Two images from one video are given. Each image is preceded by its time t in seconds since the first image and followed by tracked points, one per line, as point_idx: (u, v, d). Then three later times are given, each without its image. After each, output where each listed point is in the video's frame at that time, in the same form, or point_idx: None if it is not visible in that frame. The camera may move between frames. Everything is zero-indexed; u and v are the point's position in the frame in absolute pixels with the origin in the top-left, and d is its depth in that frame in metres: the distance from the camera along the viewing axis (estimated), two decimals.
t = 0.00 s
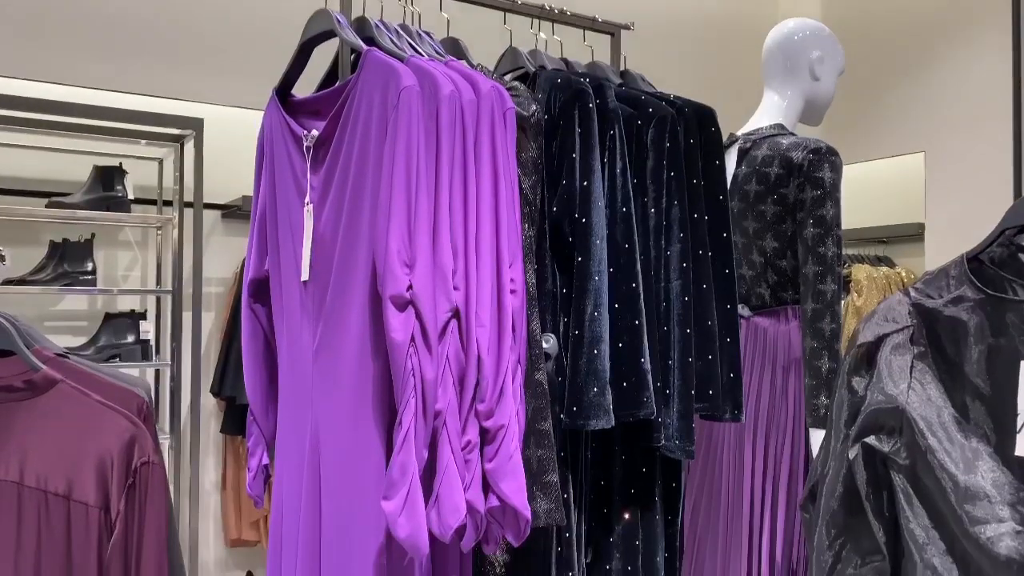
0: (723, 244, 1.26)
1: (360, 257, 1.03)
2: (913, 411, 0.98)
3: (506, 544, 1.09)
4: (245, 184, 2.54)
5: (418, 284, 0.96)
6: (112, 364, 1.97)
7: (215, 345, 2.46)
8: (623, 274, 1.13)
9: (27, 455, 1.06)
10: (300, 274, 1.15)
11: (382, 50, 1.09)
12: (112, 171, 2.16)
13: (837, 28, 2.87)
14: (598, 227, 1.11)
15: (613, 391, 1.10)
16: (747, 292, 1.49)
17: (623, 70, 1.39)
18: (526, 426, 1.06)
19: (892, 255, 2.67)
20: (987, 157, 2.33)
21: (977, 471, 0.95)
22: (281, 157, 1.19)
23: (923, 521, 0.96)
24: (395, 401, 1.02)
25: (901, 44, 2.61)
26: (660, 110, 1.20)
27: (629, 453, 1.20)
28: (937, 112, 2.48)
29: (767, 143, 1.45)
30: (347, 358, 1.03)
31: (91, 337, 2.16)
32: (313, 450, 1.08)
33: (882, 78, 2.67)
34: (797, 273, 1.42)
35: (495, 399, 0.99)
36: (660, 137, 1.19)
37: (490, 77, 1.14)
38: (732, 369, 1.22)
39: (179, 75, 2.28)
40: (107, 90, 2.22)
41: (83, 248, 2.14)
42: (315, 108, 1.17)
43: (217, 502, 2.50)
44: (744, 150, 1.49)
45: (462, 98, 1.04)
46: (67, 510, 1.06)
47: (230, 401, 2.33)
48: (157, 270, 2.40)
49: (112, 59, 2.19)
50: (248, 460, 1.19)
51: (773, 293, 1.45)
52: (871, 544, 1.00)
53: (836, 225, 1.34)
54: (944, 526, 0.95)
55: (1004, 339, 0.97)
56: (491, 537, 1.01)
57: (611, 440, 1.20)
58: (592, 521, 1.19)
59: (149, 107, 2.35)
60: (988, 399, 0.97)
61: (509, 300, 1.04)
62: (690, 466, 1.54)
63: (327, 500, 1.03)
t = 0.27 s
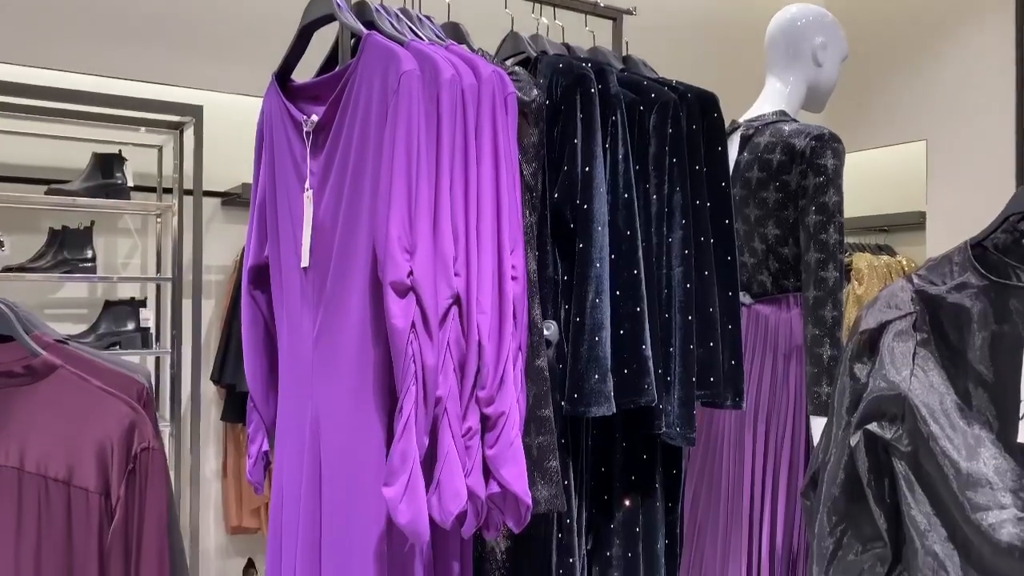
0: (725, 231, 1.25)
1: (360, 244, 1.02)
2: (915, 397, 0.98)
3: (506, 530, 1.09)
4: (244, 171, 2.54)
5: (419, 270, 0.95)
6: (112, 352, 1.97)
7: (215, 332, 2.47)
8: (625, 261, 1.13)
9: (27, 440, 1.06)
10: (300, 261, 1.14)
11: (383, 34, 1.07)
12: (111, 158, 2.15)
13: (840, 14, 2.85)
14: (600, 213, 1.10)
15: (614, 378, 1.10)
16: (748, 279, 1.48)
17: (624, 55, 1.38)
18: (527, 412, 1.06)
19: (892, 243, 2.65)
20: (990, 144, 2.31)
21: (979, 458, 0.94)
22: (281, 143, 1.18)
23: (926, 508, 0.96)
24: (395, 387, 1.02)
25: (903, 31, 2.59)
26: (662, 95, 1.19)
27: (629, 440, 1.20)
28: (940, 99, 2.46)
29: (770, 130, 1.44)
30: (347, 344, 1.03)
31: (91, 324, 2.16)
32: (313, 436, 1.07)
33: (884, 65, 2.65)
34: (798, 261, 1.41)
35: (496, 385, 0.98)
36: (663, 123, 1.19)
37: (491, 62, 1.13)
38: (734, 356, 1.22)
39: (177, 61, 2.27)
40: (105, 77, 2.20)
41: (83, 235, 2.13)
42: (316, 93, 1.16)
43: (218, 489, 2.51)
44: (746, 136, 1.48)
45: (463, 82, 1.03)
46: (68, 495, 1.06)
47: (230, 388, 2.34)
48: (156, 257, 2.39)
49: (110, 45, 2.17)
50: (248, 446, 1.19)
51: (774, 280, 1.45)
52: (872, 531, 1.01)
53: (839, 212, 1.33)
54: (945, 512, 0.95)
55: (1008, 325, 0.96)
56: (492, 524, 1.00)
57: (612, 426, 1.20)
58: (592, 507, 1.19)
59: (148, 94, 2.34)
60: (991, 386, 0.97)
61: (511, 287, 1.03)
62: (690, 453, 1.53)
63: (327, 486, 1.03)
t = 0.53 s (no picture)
0: (728, 215, 1.25)
1: (361, 227, 1.02)
2: (918, 381, 0.98)
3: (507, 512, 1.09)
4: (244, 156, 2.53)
5: (420, 253, 0.95)
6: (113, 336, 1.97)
7: (216, 317, 2.47)
8: (627, 244, 1.12)
9: (29, 423, 1.06)
10: (301, 245, 1.14)
11: (383, 15, 1.07)
12: (111, 142, 2.14)
13: None
14: (602, 197, 1.10)
15: (616, 361, 1.10)
16: (750, 264, 1.48)
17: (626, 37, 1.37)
18: (529, 396, 1.06)
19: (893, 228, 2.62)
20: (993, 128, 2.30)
21: (981, 441, 0.95)
22: (281, 125, 1.18)
23: (927, 491, 0.97)
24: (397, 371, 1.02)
25: (906, 15, 2.57)
26: (665, 78, 1.18)
27: (630, 424, 1.20)
28: (944, 82, 2.44)
29: (772, 114, 1.44)
30: (349, 328, 1.02)
31: (92, 309, 2.16)
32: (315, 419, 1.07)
33: (887, 50, 2.63)
34: (800, 245, 1.41)
35: (497, 368, 0.98)
36: (665, 106, 1.18)
37: (493, 43, 1.12)
38: (735, 341, 1.22)
39: (175, 44, 2.25)
40: (103, 60, 2.19)
41: (83, 219, 2.13)
42: (316, 75, 1.15)
43: (221, 473, 2.53)
44: (749, 120, 1.47)
45: (465, 63, 1.02)
46: (70, 477, 1.06)
47: (231, 373, 2.35)
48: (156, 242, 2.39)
49: (107, 28, 2.16)
50: (250, 430, 1.19)
51: (776, 265, 1.45)
52: (873, 514, 1.01)
53: (841, 196, 1.33)
54: (947, 495, 0.95)
55: (1012, 308, 0.96)
56: (494, 507, 1.00)
57: (613, 410, 1.19)
58: (593, 490, 1.19)
59: (147, 78, 2.32)
60: (994, 369, 0.97)
61: (512, 270, 1.03)
62: (690, 437, 1.53)
63: (329, 470, 1.03)
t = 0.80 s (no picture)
0: (729, 202, 1.25)
1: (362, 213, 1.02)
2: (918, 367, 0.98)
3: (507, 498, 1.09)
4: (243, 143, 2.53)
5: (421, 239, 0.95)
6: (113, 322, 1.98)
7: (215, 304, 2.48)
8: (627, 230, 1.12)
9: (30, 408, 1.06)
10: (301, 231, 1.13)
11: None
12: (110, 129, 2.14)
13: None
14: (603, 183, 1.10)
15: (616, 348, 1.10)
16: (751, 252, 1.47)
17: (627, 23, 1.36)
18: (529, 382, 1.06)
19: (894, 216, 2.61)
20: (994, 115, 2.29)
21: (981, 427, 0.95)
22: (281, 111, 1.17)
23: (926, 477, 0.97)
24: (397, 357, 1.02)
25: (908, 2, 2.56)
26: (667, 63, 1.18)
27: (630, 410, 1.20)
28: (946, 68, 2.43)
29: (774, 100, 1.43)
30: (349, 314, 1.02)
31: (92, 296, 2.16)
32: (315, 406, 1.07)
33: (888, 37, 2.62)
34: (801, 233, 1.41)
35: (497, 355, 0.98)
36: (667, 91, 1.18)
37: (494, 28, 1.12)
38: (735, 328, 1.22)
39: (173, 31, 2.24)
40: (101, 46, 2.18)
41: (83, 206, 2.12)
42: (316, 60, 1.14)
43: (222, 460, 2.54)
44: (750, 107, 1.47)
45: (465, 48, 1.02)
46: (71, 462, 1.06)
47: (231, 360, 2.35)
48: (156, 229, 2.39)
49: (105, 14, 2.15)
50: (251, 416, 1.20)
51: (777, 252, 1.44)
52: (873, 499, 1.02)
53: (843, 183, 1.32)
54: (946, 481, 0.96)
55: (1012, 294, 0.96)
56: (494, 492, 1.01)
57: (613, 396, 1.20)
58: (593, 476, 1.19)
59: (146, 64, 2.31)
60: (994, 355, 0.96)
61: (513, 257, 1.03)
62: (690, 424, 1.53)
63: (330, 455, 1.03)
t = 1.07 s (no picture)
0: (730, 189, 1.24)
1: (362, 199, 1.01)
2: (917, 353, 0.98)
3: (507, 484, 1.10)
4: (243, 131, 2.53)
5: (421, 225, 0.94)
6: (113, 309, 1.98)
7: (215, 291, 2.49)
8: (628, 217, 1.12)
9: (31, 393, 1.06)
10: (301, 217, 1.13)
11: None
12: (109, 116, 2.13)
13: None
14: (604, 170, 1.09)
15: (616, 335, 1.10)
16: (751, 239, 1.48)
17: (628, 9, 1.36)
18: (529, 368, 1.06)
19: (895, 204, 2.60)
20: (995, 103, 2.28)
21: (980, 414, 0.95)
22: (281, 97, 1.17)
23: (925, 464, 0.98)
24: (398, 343, 1.02)
25: None
26: (668, 49, 1.17)
27: (630, 397, 1.20)
28: (948, 56, 2.42)
29: (775, 87, 1.43)
30: (350, 300, 1.02)
31: (92, 283, 2.16)
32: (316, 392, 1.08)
33: (890, 25, 2.61)
34: (802, 220, 1.41)
35: (498, 341, 0.97)
36: (668, 78, 1.17)
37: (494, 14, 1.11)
38: (736, 315, 1.22)
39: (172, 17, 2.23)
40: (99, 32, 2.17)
41: (82, 193, 2.12)
42: (315, 46, 1.14)
43: (222, 447, 2.56)
44: (752, 93, 1.47)
45: (466, 34, 1.01)
46: (72, 448, 1.06)
47: (231, 347, 2.36)
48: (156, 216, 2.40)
49: None
50: (251, 402, 1.20)
51: (777, 240, 1.44)
52: (872, 486, 1.02)
53: (844, 170, 1.32)
54: (945, 467, 0.96)
55: (1013, 281, 0.96)
56: (495, 479, 1.01)
57: (613, 383, 1.20)
58: (593, 463, 1.20)
59: (145, 50, 2.31)
60: (995, 342, 0.96)
61: (513, 243, 1.03)
62: (689, 411, 1.54)
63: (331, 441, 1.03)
